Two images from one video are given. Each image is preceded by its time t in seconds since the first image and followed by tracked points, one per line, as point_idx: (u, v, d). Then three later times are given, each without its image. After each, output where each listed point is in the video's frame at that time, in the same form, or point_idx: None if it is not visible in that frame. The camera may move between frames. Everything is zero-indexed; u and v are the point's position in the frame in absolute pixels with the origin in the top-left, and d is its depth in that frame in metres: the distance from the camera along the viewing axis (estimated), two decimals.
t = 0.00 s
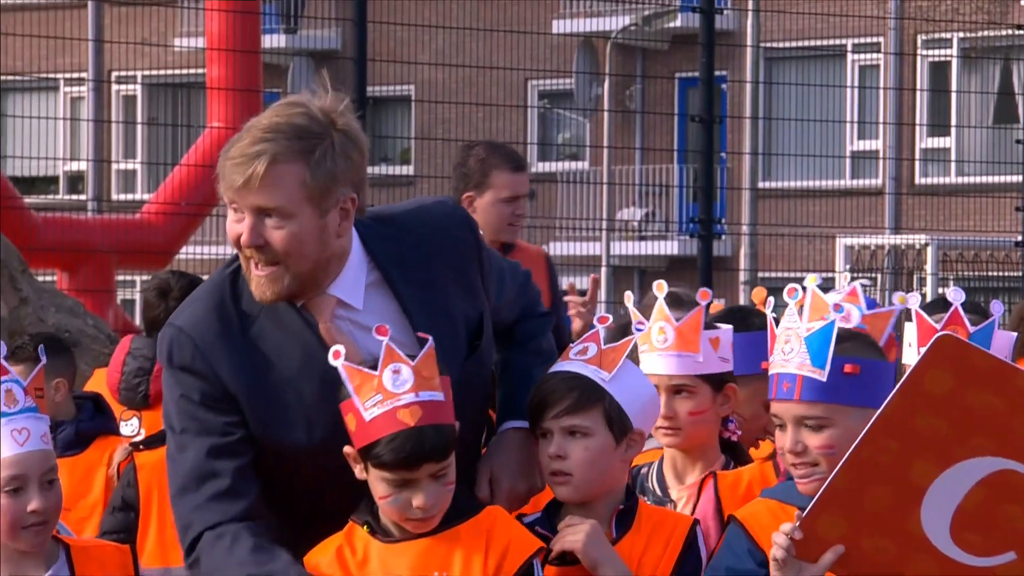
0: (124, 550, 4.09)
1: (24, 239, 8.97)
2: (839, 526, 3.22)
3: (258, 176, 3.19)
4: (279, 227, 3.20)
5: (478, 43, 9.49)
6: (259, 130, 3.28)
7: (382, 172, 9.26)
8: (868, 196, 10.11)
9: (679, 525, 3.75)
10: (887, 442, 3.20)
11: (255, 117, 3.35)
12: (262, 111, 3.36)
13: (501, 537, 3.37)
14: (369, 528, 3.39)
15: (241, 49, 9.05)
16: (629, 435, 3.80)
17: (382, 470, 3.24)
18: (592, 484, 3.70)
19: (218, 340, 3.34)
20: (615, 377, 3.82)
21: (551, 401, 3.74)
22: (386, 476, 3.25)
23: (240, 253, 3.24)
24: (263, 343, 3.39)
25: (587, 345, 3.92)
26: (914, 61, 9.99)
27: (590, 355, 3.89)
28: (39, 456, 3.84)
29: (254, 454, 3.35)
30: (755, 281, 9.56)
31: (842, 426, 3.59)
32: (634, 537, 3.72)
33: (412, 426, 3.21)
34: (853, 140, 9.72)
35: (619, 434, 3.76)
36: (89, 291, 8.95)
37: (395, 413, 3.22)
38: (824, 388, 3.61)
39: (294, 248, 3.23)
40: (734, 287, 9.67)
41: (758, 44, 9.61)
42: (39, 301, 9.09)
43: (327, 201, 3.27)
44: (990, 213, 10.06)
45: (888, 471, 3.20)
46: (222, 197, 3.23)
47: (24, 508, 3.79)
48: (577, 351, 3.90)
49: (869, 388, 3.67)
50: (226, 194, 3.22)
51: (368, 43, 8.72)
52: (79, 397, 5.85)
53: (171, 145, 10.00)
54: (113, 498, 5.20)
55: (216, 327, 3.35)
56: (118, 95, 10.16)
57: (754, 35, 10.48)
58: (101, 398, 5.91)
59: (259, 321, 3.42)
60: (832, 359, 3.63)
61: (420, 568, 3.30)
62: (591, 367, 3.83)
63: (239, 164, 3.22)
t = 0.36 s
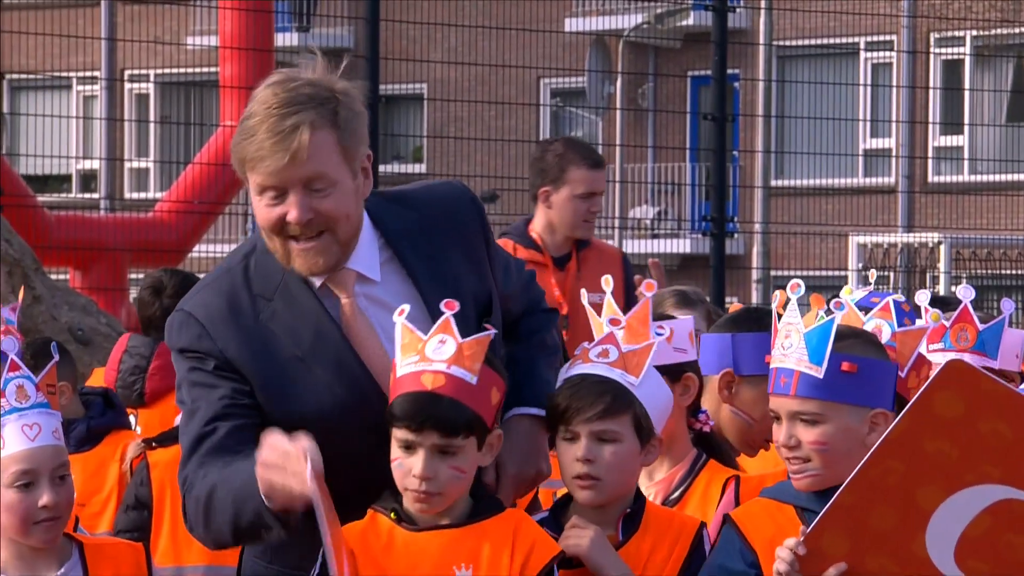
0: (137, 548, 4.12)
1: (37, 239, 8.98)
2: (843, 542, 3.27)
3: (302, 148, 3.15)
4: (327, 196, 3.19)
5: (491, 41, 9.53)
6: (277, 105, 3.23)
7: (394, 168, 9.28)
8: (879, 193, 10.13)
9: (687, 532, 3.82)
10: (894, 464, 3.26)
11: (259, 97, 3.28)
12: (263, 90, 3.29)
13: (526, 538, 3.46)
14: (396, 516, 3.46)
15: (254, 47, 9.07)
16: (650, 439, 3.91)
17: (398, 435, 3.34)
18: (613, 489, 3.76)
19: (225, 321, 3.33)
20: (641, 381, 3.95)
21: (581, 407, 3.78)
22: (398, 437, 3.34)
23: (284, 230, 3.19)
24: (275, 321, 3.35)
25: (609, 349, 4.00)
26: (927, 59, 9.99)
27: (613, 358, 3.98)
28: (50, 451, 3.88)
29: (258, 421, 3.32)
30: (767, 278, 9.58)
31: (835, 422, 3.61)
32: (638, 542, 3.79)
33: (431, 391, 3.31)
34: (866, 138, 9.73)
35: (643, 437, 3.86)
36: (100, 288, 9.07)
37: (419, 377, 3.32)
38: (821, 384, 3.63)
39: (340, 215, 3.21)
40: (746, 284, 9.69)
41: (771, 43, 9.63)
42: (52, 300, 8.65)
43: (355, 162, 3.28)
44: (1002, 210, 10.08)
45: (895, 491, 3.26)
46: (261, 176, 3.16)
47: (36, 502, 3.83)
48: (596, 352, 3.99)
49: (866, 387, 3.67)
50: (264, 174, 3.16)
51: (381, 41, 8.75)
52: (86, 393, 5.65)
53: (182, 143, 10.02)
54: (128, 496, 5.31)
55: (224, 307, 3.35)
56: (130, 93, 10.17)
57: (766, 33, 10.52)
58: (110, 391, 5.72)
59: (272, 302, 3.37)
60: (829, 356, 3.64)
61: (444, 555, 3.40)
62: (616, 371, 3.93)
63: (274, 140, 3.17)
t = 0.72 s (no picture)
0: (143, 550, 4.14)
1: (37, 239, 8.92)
2: None
3: (365, 107, 3.05)
4: (386, 159, 3.08)
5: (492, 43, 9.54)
6: (322, 70, 3.11)
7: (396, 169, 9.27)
8: (880, 195, 10.14)
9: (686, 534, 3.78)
10: None
11: (294, 65, 3.15)
12: (295, 61, 3.17)
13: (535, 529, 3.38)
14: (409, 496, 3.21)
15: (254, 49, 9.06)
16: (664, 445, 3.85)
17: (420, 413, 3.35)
18: (626, 488, 3.71)
19: (242, 306, 3.19)
20: (661, 385, 3.88)
21: (600, 403, 3.76)
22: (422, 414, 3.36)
23: (341, 195, 3.05)
24: (291, 307, 3.22)
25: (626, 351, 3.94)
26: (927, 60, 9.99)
27: (633, 361, 3.92)
28: (50, 448, 3.92)
29: (269, 403, 3.18)
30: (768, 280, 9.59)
31: (813, 415, 3.56)
32: (645, 547, 3.73)
33: (459, 366, 3.35)
34: (867, 140, 9.74)
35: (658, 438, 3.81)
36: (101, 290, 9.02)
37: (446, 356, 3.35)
38: (802, 378, 3.60)
39: (394, 181, 3.10)
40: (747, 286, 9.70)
41: (771, 45, 9.64)
42: (53, 301, 8.67)
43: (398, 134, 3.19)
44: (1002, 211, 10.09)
45: None
46: (324, 137, 3.02)
47: (35, 499, 3.85)
48: (615, 354, 3.93)
49: (848, 385, 3.62)
50: (328, 132, 3.02)
51: (382, 43, 8.76)
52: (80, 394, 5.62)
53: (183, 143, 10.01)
54: (129, 498, 5.29)
55: (240, 292, 3.21)
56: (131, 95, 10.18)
57: (766, 35, 10.55)
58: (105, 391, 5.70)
59: (288, 288, 3.24)
60: (812, 351, 3.61)
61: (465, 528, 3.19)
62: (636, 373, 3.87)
63: (337, 100, 3.04)
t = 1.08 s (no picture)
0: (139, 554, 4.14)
1: (33, 242, 8.89)
2: None
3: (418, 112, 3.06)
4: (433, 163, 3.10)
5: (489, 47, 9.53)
6: (369, 70, 3.10)
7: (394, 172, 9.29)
8: (876, 199, 10.16)
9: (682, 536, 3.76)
10: None
11: (338, 64, 3.11)
12: (338, 58, 3.13)
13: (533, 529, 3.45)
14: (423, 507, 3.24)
15: (252, 51, 9.07)
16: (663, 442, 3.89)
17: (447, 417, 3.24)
18: (630, 487, 3.71)
19: (273, 302, 3.15)
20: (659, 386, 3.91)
21: (607, 403, 3.76)
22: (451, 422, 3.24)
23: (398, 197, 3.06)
24: (322, 304, 3.19)
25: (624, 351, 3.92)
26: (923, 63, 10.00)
27: (630, 361, 3.91)
28: (50, 450, 3.88)
29: (293, 407, 3.13)
30: (765, 284, 9.61)
31: (806, 417, 3.53)
32: (643, 547, 3.72)
33: (482, 371, 3.20)
34: (863, 143, 9.73)
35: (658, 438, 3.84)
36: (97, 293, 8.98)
37: (465, 361, 3.19)
38: (796, 380, 3.57)
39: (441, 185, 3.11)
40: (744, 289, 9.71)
41: (767, 49, 9.65)
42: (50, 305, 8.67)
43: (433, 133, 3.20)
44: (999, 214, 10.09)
45: None
46: (385, 143, 3.02)
47: (37, 501, 3.82)
48: (612, 354, 3.91)
49: (843, 389, 3.60)
50: (387, 136, 3.02)
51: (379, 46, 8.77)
52: (75, 399, 5.76)
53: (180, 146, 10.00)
54: (124, 503, 5.32)
55: (271, 288, 3.17)
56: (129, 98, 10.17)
57: (762, 39, 10.54)
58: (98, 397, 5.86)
59: (316, 285, 3.20)
60: (807, 353, 3.58)
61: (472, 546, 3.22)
62: (637, 376, 3.87)
63: (389, 104, 3.04)
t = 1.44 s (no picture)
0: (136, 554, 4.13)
1: (31, 242, 8.85)
2: None
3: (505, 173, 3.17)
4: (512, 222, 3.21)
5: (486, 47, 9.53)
6: (457, 125, 3.19)
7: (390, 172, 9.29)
8: (873, 198, 10.15)
9: (684, 539, 3.73)
10: None
11: (430, 112, 3.21)
12: (432, 105, 3.22)
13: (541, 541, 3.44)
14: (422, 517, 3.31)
15: (248, 51, 9.05)
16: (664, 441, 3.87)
17: (449, 421, 3.31)
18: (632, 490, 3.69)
19: (311, 322, 3.24)
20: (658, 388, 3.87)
21: (606, 407, 3.74)
22: (458, 426, 3.31)
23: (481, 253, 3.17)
24: (354, 331, 3.29)
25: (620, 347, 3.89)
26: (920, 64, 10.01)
27: (628, 363, 3.87)
28: (49, 451, 3.91)
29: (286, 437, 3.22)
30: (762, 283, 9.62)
31: (856, 414, 3.52)
32: (640, 547, 3.70)
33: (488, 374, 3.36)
34: (860, 143, 9.72)
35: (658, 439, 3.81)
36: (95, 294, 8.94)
37: (471, 364, 3.33)
38: (846, 377, 3.55)
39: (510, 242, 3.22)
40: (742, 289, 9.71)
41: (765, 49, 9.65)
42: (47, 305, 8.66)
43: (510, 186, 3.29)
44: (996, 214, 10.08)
45: None
46: (474, 202, 3.12)
47: (38, 502, 3.82)
48: (609, 356, 3.88)
49: (887, 386, 3.58)
50: (479, 195, 3.12)
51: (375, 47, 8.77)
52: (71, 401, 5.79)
53: (178, 146, 10.00)
54: (121, 503, 5.34)
55: (310, 307, 3.25)
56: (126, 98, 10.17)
57: (759, 38, 10.54)
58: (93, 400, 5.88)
59: (347, 293, 3.30)
60: (856, 350, 3.57)
61: (477, 554, 3.29)
62: (637, 377, 3.86)
63: (479, 166, 3.13)
